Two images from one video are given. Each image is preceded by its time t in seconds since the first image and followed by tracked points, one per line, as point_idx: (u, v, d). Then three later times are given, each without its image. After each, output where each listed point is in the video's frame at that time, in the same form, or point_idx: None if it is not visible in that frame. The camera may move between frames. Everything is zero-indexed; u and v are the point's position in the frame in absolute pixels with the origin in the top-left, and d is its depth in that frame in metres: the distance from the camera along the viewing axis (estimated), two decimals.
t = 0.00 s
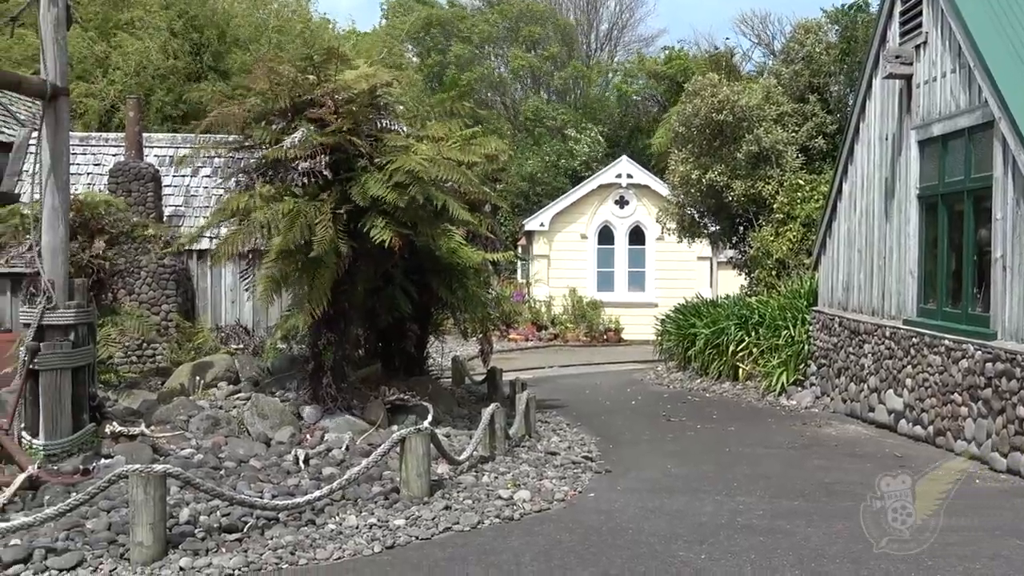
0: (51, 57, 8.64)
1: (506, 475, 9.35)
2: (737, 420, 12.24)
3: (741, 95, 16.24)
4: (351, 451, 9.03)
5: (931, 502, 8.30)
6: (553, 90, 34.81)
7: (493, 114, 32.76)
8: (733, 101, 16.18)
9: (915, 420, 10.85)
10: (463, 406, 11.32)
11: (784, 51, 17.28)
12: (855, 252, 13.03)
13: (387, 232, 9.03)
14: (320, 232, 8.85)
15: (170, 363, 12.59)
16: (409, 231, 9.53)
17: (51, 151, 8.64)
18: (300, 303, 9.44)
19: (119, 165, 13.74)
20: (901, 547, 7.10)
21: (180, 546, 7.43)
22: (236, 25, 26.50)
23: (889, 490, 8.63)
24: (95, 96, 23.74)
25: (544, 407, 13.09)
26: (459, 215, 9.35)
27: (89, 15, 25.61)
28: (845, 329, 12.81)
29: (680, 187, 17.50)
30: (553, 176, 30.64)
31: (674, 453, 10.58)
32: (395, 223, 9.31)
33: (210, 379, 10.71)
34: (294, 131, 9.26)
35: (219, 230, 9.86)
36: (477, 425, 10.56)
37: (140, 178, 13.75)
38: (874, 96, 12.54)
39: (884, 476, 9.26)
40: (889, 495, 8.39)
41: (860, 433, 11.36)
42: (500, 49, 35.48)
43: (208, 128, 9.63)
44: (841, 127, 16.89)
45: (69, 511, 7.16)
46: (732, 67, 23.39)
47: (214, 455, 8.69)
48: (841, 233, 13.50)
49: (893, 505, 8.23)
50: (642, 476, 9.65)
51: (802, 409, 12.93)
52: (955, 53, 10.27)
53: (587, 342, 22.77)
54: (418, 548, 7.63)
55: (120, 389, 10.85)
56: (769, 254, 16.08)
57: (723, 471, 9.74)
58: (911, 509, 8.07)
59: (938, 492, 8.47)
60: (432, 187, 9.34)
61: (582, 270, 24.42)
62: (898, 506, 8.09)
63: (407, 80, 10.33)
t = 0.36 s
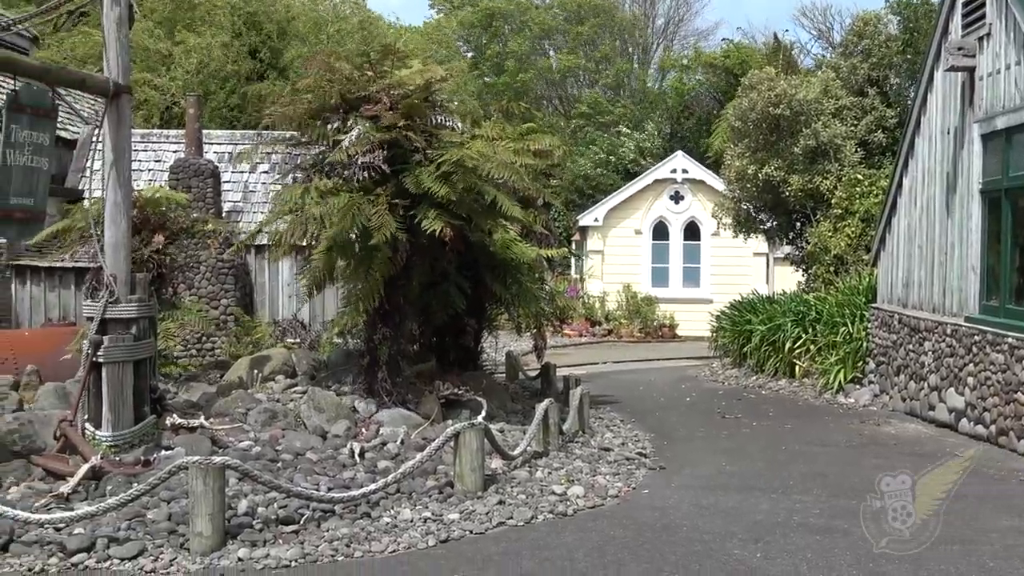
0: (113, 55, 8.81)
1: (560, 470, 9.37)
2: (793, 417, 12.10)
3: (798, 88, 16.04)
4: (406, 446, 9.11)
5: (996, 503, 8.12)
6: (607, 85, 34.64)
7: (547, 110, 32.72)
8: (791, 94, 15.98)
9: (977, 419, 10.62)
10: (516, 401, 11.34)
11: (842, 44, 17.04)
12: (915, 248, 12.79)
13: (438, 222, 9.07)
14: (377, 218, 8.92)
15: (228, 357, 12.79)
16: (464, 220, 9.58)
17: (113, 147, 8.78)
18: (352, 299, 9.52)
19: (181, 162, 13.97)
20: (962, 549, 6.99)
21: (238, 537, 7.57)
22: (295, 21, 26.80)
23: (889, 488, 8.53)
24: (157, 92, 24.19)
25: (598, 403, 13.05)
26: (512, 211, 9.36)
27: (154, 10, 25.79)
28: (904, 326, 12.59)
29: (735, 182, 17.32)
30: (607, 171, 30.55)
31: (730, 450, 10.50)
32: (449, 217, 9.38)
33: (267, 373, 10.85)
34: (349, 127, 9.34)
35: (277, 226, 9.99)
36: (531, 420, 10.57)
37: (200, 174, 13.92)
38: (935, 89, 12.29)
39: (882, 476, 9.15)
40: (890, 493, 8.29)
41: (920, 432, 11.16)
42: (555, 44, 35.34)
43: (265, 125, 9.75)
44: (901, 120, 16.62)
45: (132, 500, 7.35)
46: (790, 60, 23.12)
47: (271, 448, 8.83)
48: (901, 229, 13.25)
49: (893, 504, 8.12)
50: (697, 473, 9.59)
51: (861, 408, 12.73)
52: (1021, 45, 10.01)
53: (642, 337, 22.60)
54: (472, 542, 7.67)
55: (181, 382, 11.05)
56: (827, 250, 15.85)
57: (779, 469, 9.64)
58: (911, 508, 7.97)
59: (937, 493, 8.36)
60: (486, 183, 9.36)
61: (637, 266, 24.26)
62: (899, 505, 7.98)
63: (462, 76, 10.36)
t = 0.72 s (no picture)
0: (180, 55, 8.94)
1: (620, 468, 9.34)
2: (857, 417, 11.91)
3: (863, 82, 15.93)
4: (466, 441, 9.15)
5: None
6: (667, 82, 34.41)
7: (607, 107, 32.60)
8: (855, 90, 15.87)
9: None
10: (575, 397, 11.32)
11: (909, 37, 16.74)
12: (984, 245, 12.50)
13: (497, 222, 9.06)
14: (447, 210, 8.99)
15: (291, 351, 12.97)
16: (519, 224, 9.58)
17: (180, 146, 8.92)
18: (415, 289, 9.61)
19: (246, 159, 14.07)
20: None
21: (301, 530, 7.67)
22: (355, 19, 27.07)
23: (889, 488, 8.55)
24: (224, 90, 24.62)
25: (658, 400, 12.97)
26: (572, 207, 9.32)
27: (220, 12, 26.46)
28: (972, 325, 12.32)
29: (798, 178, 17.13)
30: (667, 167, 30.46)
31: (792, 449, 10.36)
32: (508, 213, 9.37)
33: (329, 366, 10.96)
34: (411, 124, 9.39)
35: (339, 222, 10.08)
36: (591, 417, 10.55)
37: (264, 171, 14.05)
38: (1005, 83, 11.99)
39: (882, 476, 9.14)
40: (890, 493, 8.31)
41: (989, 433, 10.92)
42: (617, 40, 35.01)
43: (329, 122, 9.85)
44: (970, 115, 16.09)
45: (197, 492, 7.48)
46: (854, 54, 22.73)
47: (334, 442, 8.93)
48: (970, 225, 12.97)
49: (894, 504, 8.14)
50: (759, 472, 9.49)
51: (927, 407, 12.49)
52: None
53: (702, 335, 22.48)
54: (531, 538, 7.68)
55: (246, 376, 11.22)
56: (892, 247, 15.58)
57: (844, 469, 9.49)
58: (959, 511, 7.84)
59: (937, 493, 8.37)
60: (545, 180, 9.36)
61: (697, 263, 24.08)
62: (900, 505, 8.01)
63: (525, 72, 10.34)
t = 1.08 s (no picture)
0: (254, 55, 9.07)
1: (689, 466, 9.27)
2: (933, 418, 11.64)
3: (940, 76, 15.58)
4: (534, 438, 9.16)
5: None
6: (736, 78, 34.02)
7: (674, 105, 32.38)
8: (931, 83, 15.54)
9: None
10: (644, 395, 11.25)
11: (987, 30, 16.37)
12: None
13: (565, 216, 9.01)
14: (511, 210, 8.95)
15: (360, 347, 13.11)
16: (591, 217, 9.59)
17: (254, 145, 9.05)
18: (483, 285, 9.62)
19: (318, 157, 14.23)
20: None
21: (371, 523, 7.74)
22: (423, 19, 27.28)
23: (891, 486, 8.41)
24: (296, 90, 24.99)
25: (728, 399, 12.84)
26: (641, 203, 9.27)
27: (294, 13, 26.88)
28: None
29: (872, 174, 16.84)
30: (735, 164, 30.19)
31: (865, 450, 10.18)
32: (577, 209, 9.34)
33: (399, 362, 11.04)
34: (481, 120, 9.40)
35: (409, 218, 10.12)
36: (659, 415, 10.48)
37: (336, 169, 14.19)
38: None
39: (881, 477, 9.02)
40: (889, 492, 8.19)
41: None
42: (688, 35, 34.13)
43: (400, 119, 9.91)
44: None
45: (270, 484, 7.57)
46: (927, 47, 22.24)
47: (403, 437, 9.00)
48: None
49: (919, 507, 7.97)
50: (832, 473, 9.34)
51: (1006, 408, 12.16)
52: None
53: (772, 333, 22.16)
54: (599, 536, 7.65)
55: (317, 371, 11.37)
56: (970, 244, 15.23)
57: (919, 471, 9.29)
58: None
59: (938, 488, 8.22)
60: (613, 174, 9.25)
61: (767, 261, 23.85)
62: (897, 499, 7.88)
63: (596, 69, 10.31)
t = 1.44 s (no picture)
0: (319, 55, 9.20)
1: (751, 467, 9.17)
2: (1005, 421, 11.35)
3: (1014, 70, 15.14)
4: (594, 436, 9.14)
5: None
6: (803, 74, 33.49)
7: (739, 102, 32.01)
8: (1005, 77, 15.11)
9: None
10: (706, 395, 11.15)
11: None
12: None
13: (628, 213, 9.02)
14: (582, 214, 9.02)
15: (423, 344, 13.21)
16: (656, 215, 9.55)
17: (319, 144, 9.16)
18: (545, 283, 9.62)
19: (381, 155, 14.41)
20: None
21: (432, 519, 7.80)
22: (487, 17, 27.35)
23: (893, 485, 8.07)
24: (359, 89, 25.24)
25: (791, 400, 12.67)
26: (705, 200, 9.21)
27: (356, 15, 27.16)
28: None
29: (943, 171, 16.48)
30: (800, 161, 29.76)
31: (933, 452, 9.97)
32: (640, 208, 9.30)
33: (460, 359, 11.09)
34: (543, 117, 9.43)
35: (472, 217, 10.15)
36: (721, 415, 10.38)
37: (399, 167, 14.35)
38: None
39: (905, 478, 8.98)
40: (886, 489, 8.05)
41: None
42: (753, 31, 33.86)
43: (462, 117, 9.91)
44: None
45: (334, 478, 7.68)
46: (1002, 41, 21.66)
47: (464, 434, 9.06)
48: None
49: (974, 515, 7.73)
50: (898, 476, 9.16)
51: None
52: None
53: (838, 333, 21.90)
54: (660, 536, 7.62)
55: (380, 367, 11.50)
56: None
57: (989, 475, 9.07)
58: None
59: (937, 488, 7.94)
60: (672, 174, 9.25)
61: (833, 260, 23.44)
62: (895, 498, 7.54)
63: (657, 66, 10.25)
